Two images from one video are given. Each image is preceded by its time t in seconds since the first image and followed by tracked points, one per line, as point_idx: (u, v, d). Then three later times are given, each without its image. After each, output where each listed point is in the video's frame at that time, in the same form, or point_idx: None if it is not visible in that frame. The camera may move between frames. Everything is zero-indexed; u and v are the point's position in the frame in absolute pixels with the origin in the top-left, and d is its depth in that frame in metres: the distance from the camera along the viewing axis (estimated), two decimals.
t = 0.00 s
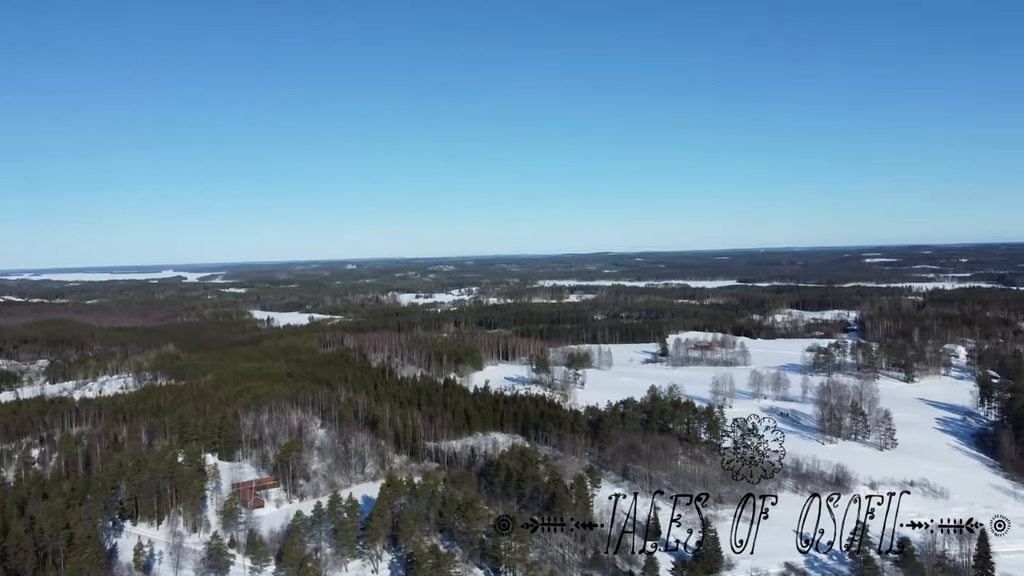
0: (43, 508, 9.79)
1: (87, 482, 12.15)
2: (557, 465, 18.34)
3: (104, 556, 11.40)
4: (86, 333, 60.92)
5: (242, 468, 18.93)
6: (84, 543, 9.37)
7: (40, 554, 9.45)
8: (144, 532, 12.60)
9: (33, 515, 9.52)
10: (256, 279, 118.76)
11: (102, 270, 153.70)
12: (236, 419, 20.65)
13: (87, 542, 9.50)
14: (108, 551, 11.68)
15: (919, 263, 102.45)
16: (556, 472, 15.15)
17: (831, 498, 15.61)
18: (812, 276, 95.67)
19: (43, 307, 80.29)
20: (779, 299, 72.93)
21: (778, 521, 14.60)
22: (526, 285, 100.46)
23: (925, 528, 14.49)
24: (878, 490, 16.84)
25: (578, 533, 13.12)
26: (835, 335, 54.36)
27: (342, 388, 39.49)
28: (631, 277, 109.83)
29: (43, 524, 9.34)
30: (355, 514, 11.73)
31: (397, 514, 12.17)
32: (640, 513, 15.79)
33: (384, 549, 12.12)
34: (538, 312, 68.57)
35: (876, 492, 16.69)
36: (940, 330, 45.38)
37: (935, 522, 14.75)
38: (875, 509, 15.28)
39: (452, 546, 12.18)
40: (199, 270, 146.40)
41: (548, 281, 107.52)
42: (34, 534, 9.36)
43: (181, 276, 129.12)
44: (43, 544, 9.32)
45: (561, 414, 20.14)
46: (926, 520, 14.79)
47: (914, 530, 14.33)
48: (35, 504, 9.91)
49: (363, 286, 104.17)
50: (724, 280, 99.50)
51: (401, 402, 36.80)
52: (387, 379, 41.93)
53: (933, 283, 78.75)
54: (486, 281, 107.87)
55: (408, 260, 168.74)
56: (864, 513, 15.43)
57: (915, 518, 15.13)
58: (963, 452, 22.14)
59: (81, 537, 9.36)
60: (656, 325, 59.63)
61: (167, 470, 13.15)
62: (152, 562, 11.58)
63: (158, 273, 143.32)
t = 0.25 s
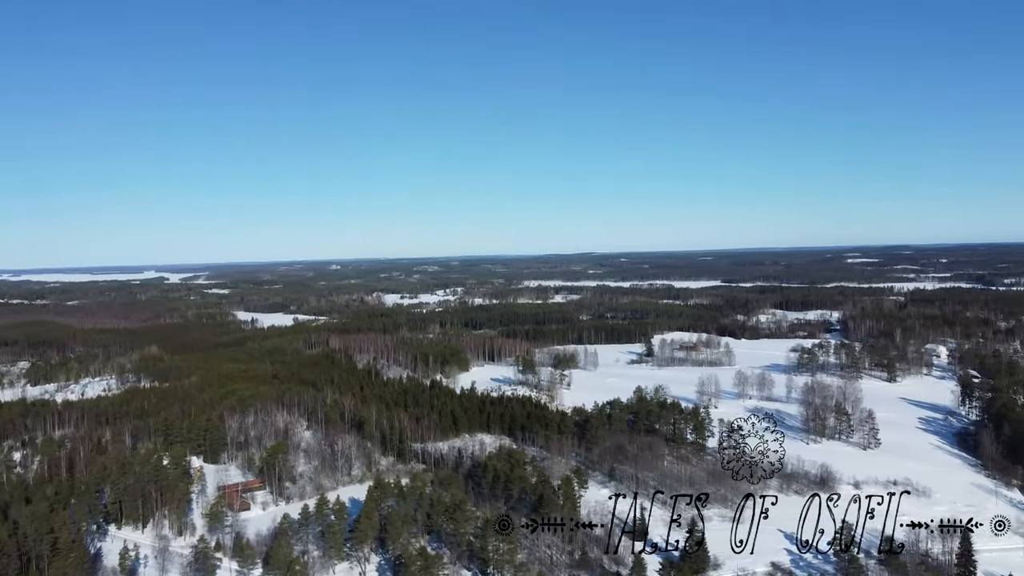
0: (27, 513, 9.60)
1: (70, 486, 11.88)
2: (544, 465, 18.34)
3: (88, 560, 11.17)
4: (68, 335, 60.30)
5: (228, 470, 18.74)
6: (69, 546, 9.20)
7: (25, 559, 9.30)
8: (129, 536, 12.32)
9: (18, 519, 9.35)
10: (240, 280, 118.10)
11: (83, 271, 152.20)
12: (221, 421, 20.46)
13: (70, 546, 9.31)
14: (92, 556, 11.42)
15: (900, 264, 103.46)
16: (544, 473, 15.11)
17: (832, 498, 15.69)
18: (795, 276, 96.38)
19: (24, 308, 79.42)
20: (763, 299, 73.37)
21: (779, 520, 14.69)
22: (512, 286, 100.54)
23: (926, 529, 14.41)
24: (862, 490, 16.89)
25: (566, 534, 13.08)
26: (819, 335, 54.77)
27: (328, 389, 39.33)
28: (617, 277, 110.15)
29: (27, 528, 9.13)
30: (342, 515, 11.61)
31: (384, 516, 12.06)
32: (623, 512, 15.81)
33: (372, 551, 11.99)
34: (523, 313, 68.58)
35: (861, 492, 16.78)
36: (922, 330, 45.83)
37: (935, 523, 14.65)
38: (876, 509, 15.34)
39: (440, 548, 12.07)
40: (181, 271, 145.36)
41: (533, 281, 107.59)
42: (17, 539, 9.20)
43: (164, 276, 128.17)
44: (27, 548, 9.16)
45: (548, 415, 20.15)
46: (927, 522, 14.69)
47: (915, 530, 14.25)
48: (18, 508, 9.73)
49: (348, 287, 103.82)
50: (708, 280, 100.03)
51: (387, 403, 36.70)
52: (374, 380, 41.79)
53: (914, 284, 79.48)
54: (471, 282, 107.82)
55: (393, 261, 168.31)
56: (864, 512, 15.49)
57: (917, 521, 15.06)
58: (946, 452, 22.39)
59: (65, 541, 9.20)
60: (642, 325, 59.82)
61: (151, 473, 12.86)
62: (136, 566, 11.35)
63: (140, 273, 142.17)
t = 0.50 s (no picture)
0: (8, 518, 9.37)
1: (49, 491, 11.33)
2: (530, 467, 18.32)
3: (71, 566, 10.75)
4: (46, 336, 59.52)
5: (211, 473, 18.47)
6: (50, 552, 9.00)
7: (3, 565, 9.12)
8: (111, 541, 11.78)
9: None
10: (221, 280, 117.21)
11: (60, 271, 150.30)
12: (204, 423, 20.18)
13: (51, 552, 9.12)
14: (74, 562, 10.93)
15: (879, 264, 104.60)
16: (530, 475, 15.04)
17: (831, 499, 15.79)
18: (776, 277, 97.14)
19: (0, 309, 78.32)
20: (745, 300, 73.82)
21: (778, 521, 14.80)
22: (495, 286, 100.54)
23: (927, 529, 14.25)
24: (845, 490, 16.96)
25: (551, 535, 13.05)
26: (800, 336, 55.22)
27: (311, 392, 39.12)
28: (599, 278, 110.44)
29: (6, 534, 9.03)
30: (327, 518, 11.46)
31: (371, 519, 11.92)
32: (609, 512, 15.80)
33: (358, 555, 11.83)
34: (507, 314, 68.58)
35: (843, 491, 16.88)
36: (901, 330, 46.34)
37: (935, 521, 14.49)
38: (875, 509, 15.42)
39: (426, 550, 11.94)
40: (160, 271, 144.01)
41: (516, 282, 107.61)
42: None
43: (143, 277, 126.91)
44: (7, 555, 9.02)
45: (533, 417, 20.14)
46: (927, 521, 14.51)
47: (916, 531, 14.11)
48: None
49: (330, 287, 103.29)
50: (690, 281, 100.57)
51: (372, 405, 36.55)
52: (358, 382, 41.58)
53: (893, 284, 80.33)
54: (454, 282, 107.64)
55: (375, 261, 167.74)
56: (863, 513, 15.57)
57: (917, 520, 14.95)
58: (926, 450, 22.66)
59: (46, 546, 9.03)
60: (625, 326, 60.02)
61: (133, 476, 12.27)
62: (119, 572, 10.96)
63: (119, 273, 140.77)
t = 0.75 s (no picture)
0: None
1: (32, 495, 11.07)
2: (517, 468, 18.31)
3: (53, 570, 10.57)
4: (27, 338, 58.85)
5: (197, 477, 18.29)
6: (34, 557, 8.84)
7: None
8: (95, 546, 11.53)
9: None
10: (204, 281, 116.38)
11: (40, 272, 148.66)
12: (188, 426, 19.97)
13: (35, 557, 9.01)
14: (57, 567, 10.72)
15: (861, 265, 105.57)
16: (517, 476, 15.01)
17: (831, 498, 15.95)
18: (759, 277, 97.77)
19: None
20: (729, 300, 74.23)
21: (778, 521, 14.95)
22: (480, 287, 100.49)
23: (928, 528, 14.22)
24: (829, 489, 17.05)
25: (539, 536, 13.05)
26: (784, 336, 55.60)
27: (297, 393, 38.95)
28: (584, 278, 110.67)
29: None
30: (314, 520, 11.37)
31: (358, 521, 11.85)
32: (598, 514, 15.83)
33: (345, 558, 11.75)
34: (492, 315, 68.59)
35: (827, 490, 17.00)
36: (883, 330, 46.79)
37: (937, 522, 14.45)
38: (875, 508, 15.57)
39: (412, 552, 11.89)
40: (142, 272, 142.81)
41: (501, 282, 107.60)
42: None
43: (125, 278, 125.77)
44: None
45: (520, 418, 20.14)
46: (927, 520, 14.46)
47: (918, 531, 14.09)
48: None
49: (315, 288, 102.84)
50: (675, 281, 101.03)
51: (358, 407, 36.43)
52: (344, 384, 41.43)
53: (875, 284, 81.08)
54: (439, 283, 107.48)
55: (359, 262, 167.22)
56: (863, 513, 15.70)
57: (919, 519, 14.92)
58: (909, 450, 22.88)
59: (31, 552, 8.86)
60: (610, 326, 60.19)
61: (117, 480, 12.00)
62: None
63: (100, 274, 139.19)
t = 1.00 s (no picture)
0: None
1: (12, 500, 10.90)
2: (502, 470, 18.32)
3: None
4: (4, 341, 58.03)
5: (180, 480, 18.08)
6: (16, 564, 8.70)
7: None
8: (77, 551, 11.34)
9: None
10: (185, 282, 115.32)
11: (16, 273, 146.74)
12: (171, 428, 19.75)
13: (16, 565, 8.86)
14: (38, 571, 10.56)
15: (840, 265, 106.62)
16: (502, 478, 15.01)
17: (832, 497, 16.14)
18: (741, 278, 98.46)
19: None
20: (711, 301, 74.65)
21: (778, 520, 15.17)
22: (463, 288, 100.40)
23: (926, 527, 14.34)
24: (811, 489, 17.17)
25: (525, 538, 13.06)
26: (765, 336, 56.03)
27: (280, 396, 38.72)
28: (567, 279, 110.86)
29: None
30: (301, 524, 11.31)
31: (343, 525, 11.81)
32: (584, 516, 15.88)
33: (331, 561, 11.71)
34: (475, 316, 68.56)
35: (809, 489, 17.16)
36: (863, 330, 47.29)
37: (936, 522, 14.57)
38: (876, 509, 15.87)
39: (399, 555, 11.86)
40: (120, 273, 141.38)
41: (484, 283, 107.53)
42: None
43: (104, 279, 124.39)
44: None
45: (505, 420, 20.14)
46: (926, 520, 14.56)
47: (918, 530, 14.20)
48: None
49: (297, 289, 102.29)
50: (657, 282, 101.49)
51: (342, 409, 36.28)
52: (328, 386, 41.22)
53: (855, 284, 81.89)
54: (422, 284, 107.28)
55: (341, 262, 166.50)
56: (863, 512, 15.98)
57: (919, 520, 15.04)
58: (890, 450, 23.13)
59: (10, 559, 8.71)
60: (594, 327, 60.35)
61: (98, 484, 11.84)
62: None
63: (78, 275, 137.59)
